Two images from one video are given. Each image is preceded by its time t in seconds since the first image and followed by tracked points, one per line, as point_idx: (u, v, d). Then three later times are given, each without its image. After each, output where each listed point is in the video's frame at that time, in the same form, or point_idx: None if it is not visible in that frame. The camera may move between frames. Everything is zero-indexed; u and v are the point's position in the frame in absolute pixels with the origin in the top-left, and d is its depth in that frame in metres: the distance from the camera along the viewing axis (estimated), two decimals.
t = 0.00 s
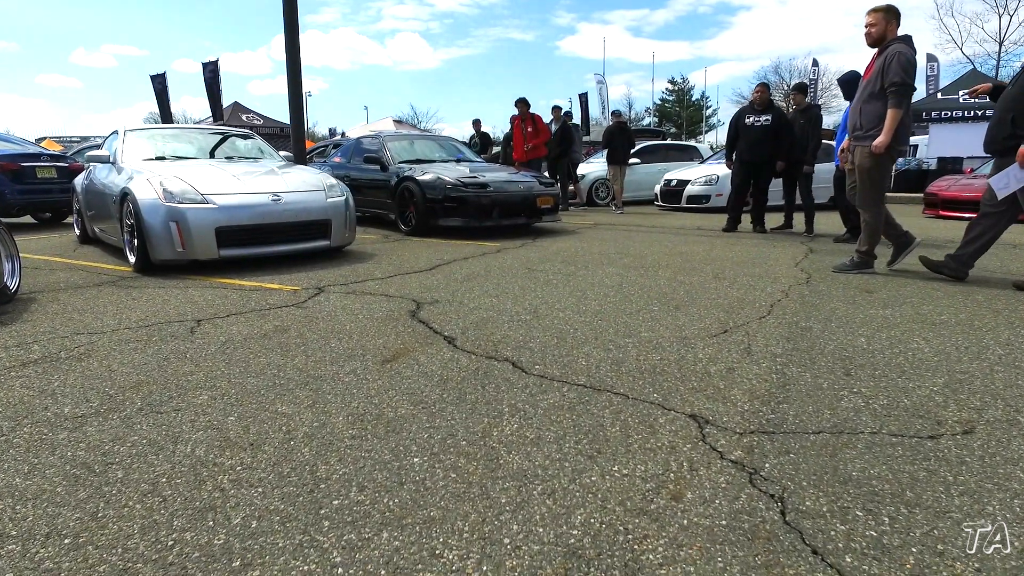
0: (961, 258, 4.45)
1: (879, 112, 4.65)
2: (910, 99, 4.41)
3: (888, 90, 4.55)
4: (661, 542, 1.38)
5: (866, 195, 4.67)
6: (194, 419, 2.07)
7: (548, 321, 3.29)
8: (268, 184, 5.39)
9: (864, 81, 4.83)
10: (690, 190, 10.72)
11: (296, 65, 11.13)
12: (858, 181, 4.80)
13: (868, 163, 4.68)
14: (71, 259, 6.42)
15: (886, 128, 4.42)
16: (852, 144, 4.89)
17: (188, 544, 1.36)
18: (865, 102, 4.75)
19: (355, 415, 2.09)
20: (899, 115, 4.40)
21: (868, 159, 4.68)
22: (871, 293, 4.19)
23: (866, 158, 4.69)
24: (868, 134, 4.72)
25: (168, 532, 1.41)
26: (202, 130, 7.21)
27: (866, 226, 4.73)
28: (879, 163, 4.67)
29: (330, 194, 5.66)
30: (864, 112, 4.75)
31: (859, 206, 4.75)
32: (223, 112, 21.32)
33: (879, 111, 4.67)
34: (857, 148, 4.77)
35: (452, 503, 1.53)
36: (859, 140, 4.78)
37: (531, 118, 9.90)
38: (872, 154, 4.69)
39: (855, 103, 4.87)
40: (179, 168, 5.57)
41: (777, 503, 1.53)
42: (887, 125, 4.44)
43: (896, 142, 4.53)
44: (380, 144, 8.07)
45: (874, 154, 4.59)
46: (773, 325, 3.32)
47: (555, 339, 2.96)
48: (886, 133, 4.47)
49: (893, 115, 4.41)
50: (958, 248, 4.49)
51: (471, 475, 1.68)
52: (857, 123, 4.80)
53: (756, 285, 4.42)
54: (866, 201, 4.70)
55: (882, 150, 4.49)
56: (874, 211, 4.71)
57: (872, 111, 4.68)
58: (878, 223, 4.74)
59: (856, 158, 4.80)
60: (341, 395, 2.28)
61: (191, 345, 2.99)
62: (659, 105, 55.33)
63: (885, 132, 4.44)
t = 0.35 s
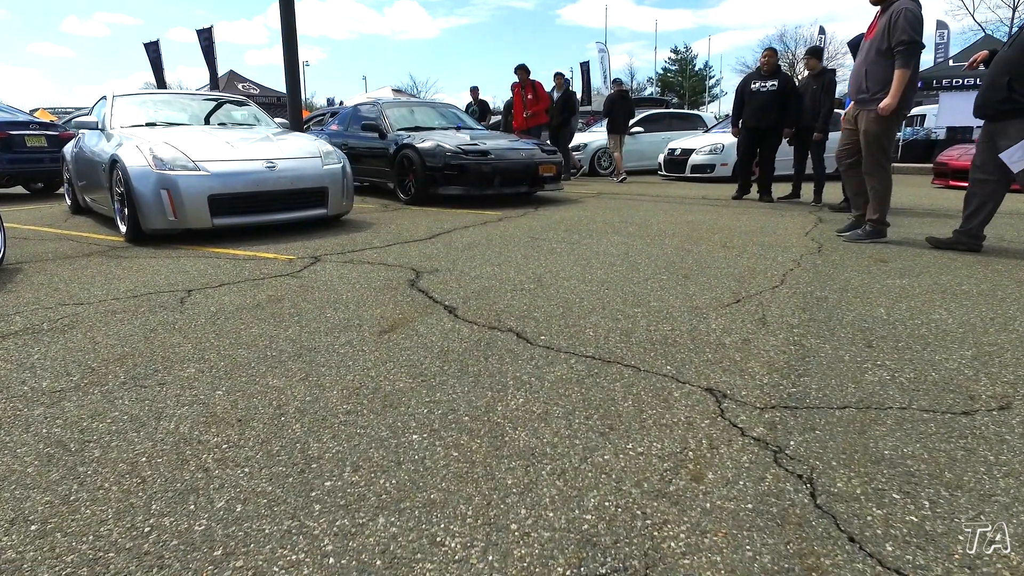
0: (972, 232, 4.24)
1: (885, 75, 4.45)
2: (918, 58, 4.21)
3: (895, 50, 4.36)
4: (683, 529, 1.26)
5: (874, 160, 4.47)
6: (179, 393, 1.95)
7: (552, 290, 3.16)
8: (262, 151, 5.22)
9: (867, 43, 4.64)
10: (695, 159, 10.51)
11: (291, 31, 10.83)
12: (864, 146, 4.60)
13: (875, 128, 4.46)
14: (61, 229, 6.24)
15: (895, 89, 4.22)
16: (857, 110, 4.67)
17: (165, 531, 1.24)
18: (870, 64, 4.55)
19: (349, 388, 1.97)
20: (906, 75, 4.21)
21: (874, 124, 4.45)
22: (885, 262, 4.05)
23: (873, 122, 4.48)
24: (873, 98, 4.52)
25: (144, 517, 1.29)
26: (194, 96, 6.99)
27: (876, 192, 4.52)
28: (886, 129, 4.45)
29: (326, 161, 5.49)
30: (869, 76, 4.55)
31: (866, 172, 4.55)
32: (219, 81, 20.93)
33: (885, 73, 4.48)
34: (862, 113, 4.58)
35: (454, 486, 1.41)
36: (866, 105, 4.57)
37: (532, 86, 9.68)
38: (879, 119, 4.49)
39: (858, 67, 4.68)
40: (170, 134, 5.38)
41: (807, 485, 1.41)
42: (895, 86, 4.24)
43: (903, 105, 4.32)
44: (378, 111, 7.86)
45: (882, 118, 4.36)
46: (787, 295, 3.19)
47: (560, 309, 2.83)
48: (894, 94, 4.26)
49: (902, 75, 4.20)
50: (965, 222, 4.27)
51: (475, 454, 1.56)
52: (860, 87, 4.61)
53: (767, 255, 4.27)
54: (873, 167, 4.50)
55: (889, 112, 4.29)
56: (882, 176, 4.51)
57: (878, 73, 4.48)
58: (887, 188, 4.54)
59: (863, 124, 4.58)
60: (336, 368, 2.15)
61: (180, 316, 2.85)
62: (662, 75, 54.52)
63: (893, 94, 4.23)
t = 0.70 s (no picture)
0: (994, 200, 4.07)
1: (893, 35, 4.18)
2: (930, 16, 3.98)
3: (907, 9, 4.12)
4: (714, 525, 1.12)
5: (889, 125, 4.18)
6: (159, 370, 1.81)
7: (559, 260, 3.01)
8: (256, 116, 5.01)
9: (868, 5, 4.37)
10: (701, 127, 10.24)
11: None
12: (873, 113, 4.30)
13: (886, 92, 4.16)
14: (50, 198, 6.05)
15: (912, 46, 3.95)
16: (858, 75, 4.36)
17: (131, 527, 1.11)
18: (874, 24, 4.25)
19: (343, 365, 1.82)
20: (922, 33, 3.96)
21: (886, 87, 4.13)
22: (906, 232, 3.88)
23: (882, 86, 4.18)
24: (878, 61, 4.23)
25: (109, 511, 1.15)
26: (186, 60, 6.74)
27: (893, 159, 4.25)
28: (896, 93, 4.17)
29: (323, 127, 5.29)
30: (873, 37, 4.25)
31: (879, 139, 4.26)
32: (215, 49, 20.50)
33: (892, 34, 4.18)
34: (867, 78, 4.26)
35: (457, 474, 1.27)
36: (871, 68, 4.25)
37: (534, 50, 9.40)
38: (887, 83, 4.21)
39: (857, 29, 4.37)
40: (159, 99, 5.17)
41: (847, 474, 1.27)
42: (911, 44, 3.98)
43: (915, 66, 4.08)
44: (378, 77, 7.62)
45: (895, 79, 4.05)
46: (806, 265, 3.03)
47: (568, 279, 2.68)
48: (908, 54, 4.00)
49: (919, 32, 3.95)
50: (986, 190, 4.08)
51: (480, 438, 1.42)
52: (864, 52, 4.27)
53: (780, 224, 4.09)
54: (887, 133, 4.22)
55: (902, 72, 4.02)
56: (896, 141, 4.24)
57: (885, 34, 4.20)
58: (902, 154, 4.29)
59: (869, 88, 4.26)
60: (329, 343, 2.01)
61: (167, 287, 2.70)
62: (666, 44, 53.58)
63: (909, 52, 3.97)
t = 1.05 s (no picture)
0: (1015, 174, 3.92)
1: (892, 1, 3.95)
2: None
3: None
4: (748, 537, 1.00)
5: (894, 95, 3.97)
6: (138, 356, 1.67)
7: (565, 235, 2.86)
8: (248, 87, 4.82)
9: None
10: (707, 100, 10.00)
11: None
12: (873, 83, 4.07)
13: (888, 60, 3.94)
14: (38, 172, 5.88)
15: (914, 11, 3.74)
16: (854, 45, 4.11)
17: (94, 541, 0.99)
18: None
19: (336, 350, 1.69)
20: None
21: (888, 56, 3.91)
22: (925, 207, 3.73)
23: (883, 55, 3.95)
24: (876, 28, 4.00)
25: (70, 520, 1.03)
26: (177, 29, 6.51)
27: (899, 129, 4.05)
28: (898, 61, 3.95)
29: (319, 97, 5.10)
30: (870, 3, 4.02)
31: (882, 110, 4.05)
32: (210, 20, 20.08)
33: None
34: (866, 48, 4.02)
35: (460, 477, 1.15)
36: (867, 37, 4.01)
37: (535, 19, 9.14)
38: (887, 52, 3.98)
39: None
40: (148, 68, 4.96)
41: (892, 476, 1.14)
42: (913, 9, 3.76)
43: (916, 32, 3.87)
44: (377, 47, 7.40)
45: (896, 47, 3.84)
46: (825, 242, 2.88)
47: (575, 256, 2.53)
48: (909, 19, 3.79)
49: None
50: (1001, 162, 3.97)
51: (486, 434, 1.29)
52: (862, 19, 4.02)
53: (794, 199, 3.93)
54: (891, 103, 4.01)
55: (902, 38, 3.81)
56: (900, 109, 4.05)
57: None
58: (906, 123, 4.10)
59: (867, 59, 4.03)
60: (322, 325, 1.87)
61: (153, 265, 2.56)
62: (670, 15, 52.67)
63: (911, 17, 3.76)
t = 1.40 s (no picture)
0: None
1: None
2: None
3: None
4: None
5: (877, 77, 3.79)
6: (113, 364, 1.54)
7: (572, 226, 2.71)
8: (242, 68, 4.64)
9: None
10: (714, 82, 9.78)
11: None
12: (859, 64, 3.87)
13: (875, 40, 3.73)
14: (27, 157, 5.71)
15: None
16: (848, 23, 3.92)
17: None
18: None
19: (328, 358, 1.55)
20: None
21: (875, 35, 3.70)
22: (946, 195, 3.58)
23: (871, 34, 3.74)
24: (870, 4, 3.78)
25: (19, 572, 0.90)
26: (169, 8, 6.30)
27: (883, 113, 3.87)
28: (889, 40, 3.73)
29: (315, 79, 4.92)
30: None
31: (867, 91, 3.87)
32: None
33: None
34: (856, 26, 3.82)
35: (464, 515, 1.02)
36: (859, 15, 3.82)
37: None
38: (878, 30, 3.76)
39: None
40: (138, 49, 4.78)
41: (953, 515, 1.01)
42: None
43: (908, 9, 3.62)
44: (376, 27, 7.19)
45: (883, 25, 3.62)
46: (846, 234, 2.74)
47: (584, 250, 2.39)
48: None
49: None
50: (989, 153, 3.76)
51: (493, 460, 1.16)
52: None
53: (810, 187, 3.78)
54: (876, 85, 3.82)
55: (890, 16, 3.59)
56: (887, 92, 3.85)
57: None
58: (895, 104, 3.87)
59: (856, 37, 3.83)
60: (315, 328, 1.74)
61: (137, 260, 2.42)
62: None
63: None
